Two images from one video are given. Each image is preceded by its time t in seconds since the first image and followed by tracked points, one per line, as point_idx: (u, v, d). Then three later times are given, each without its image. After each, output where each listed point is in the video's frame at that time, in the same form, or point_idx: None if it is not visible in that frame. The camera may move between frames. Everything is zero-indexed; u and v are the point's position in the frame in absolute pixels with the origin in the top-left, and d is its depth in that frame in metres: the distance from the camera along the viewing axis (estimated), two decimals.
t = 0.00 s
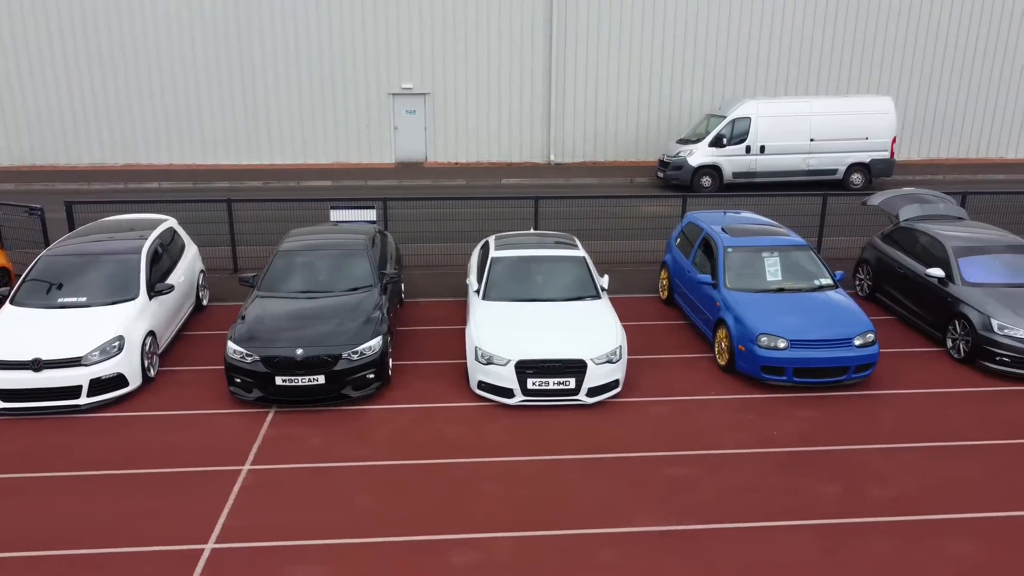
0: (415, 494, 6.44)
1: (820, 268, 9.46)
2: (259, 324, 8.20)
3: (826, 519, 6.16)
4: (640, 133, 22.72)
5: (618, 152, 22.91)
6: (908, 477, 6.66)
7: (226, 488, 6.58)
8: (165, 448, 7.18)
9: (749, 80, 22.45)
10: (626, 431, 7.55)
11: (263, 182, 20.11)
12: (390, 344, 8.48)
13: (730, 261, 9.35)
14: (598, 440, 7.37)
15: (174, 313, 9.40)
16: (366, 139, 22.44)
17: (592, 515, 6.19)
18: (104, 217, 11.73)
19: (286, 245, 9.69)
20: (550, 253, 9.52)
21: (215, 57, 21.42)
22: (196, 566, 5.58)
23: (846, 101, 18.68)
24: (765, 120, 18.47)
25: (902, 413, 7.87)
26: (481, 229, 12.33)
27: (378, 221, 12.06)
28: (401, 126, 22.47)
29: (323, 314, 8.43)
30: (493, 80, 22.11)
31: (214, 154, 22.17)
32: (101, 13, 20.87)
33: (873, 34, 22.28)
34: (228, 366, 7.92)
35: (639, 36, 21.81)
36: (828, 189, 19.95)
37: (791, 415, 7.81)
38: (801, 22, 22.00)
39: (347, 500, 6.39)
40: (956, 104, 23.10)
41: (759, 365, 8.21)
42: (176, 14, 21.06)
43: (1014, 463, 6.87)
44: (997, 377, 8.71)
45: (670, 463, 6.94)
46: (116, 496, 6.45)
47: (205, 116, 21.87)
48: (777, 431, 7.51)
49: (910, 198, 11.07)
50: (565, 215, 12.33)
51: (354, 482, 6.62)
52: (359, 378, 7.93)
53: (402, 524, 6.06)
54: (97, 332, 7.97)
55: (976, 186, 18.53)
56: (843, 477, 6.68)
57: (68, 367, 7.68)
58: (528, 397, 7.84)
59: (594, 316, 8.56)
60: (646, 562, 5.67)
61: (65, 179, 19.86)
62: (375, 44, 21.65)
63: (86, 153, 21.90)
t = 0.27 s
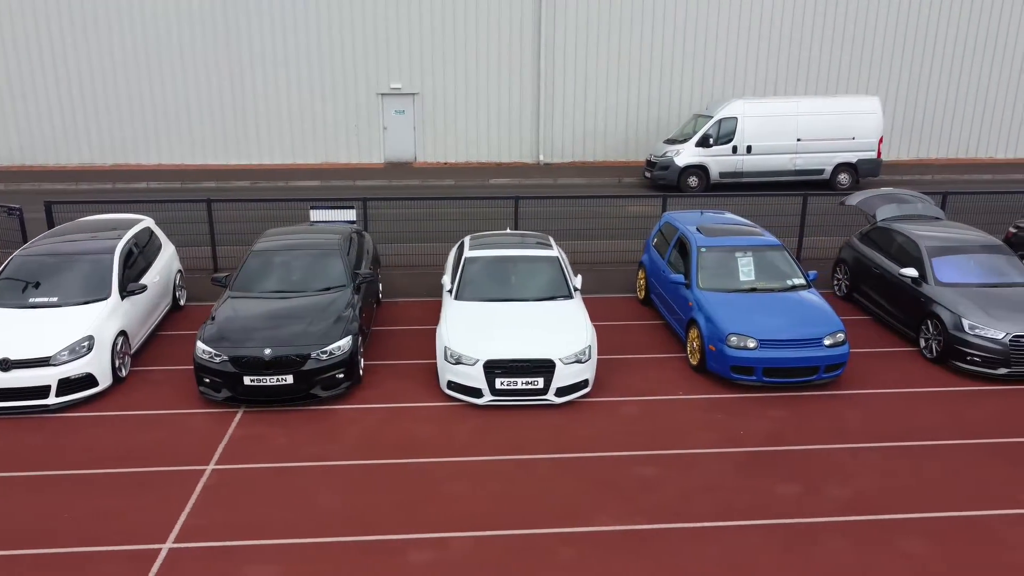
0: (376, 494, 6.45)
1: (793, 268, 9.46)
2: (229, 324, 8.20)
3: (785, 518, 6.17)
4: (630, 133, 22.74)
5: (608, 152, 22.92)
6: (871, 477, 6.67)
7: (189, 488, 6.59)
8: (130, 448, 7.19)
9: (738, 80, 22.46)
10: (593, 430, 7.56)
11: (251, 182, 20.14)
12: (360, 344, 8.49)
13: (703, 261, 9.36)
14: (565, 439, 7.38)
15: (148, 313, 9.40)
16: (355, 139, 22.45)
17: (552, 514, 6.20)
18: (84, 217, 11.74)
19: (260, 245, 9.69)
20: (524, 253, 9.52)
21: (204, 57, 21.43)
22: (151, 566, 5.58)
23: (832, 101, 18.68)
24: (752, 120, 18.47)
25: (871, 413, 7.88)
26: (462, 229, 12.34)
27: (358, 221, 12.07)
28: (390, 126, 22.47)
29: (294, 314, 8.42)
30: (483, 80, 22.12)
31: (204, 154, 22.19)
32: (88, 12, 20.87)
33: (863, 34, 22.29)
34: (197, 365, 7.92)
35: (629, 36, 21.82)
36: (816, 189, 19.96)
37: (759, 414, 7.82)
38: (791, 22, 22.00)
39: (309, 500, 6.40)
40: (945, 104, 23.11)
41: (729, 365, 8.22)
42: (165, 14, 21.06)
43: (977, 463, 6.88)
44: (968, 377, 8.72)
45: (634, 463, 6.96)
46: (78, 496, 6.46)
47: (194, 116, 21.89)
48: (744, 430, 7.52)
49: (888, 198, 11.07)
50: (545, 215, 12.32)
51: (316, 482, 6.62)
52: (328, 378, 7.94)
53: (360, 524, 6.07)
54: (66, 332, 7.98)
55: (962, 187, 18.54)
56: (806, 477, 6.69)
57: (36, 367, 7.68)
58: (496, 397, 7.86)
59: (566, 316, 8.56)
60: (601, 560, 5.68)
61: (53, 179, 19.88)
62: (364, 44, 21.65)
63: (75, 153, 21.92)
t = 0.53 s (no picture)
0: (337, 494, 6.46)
1: (767, 268, 9.46)
2: (198, 324, 8.20)
3: (744, 517, 6.18)
4: (619, 133, 22.75)
5: (597, 152, 22.93)
6: (832, 476, 6.68)
7: (151, 487, 6.59)
8: (96, 448, 7.20)
9: (727, 80, 22.48)
10: (560, 430, 7.57)
11: (238, 182, 20.16)
12: (331, 343, 8.49)
13: (676, 261, 9.36)
14: (531, 439, 7.38)
15: (121, 312, 9.40)
16: (343, 139, 22.46)
17: (512, 513, 6.20)
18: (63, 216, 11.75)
19: (234, 245, 9.68)
20: (497, 253, 9.52)
21: (192, 57, 21.45)
22: (107, 565, 5.58)
23: (818, 101, 18.68)
24: (738, 120, 18.48)
25: (839, 412, 7.89)
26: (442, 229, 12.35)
27: (338, 221, 12.07)
28: (379, 126, 22.48)
29: (264, 313, 8.42)
30: (471, 80, 22.13)
31: (193, 154, 22.21)
32: (76, 12, 20.88)
33: (851, 35, 22.31)
34: (165, 365, 7.92)
35: (618, 36, 21.84)
36: (803, 189, 19.96)
37: (726, 414, 7.82)
38: (779, 22, 22.02)
39: (270, 500, 6.40)
40: (935, 104, 23.11)
41: (698, 365, 8.22)
42: (153, 14, 21.07)
43: (941, 462, 6.88)
44: (939, 377, 8.72)
45: (598, 462, 6.96)
46: (39, 495, 6.46)
47: (183, 115, 21.92)
48: (710, 430, 7.52)
49: (866, 199, 11.10)
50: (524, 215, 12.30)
51: (278, 482, 6.63)
52: (296, 377, 7.94)
53: (319, 524, 6.07)
54: (35, 331, 7.97)
55: (949, 187, 18.55)
56: (768, 477, 6.69)
57: (4, 367, 7.68)
58: (464, 397, 7.86)
59: (536, 315, 8.57)
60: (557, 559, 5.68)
61: (41, 179, 19.90)
62: (352, 44, 21.66)
63: (63, 153, 21.93)
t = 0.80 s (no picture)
0: (301, 494, 6.48)
1: (741, 268, 9.47)
2: (169, 324, 8.20)
3: (705, 517, 6.20)
4: (609, 133, 22.77)
5: (586, 152, 22.95)
6: (796, 476, 6.70)
7: (116, 486, 6.61)
8: (64, 447, 7.21)
9: (716, 80, 22.50)
10: (528, 429, 7.59)
11: (227, 182, 20.18)
12: (303, 343, 8.51)
13: (650, 261, 9.37)
14: (500, 438, 7.40)
15: (96, 312, 9.41)
16: (332, 139, 22.47)
17: (476, 513, 6.22)
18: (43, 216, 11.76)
19: (209, 245, 9.69)
20: (472, 253, 9.53)
21: (181, 58, 21.46)
22: (66, 564, 5.60)
23: (805, 101, 18.69)
24: (726, 121, 18.49)
25: (807, 412, 7.91)
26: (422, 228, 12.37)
27: (319, 221, 12.10)
28: (368, 125, 22.49)
29: (236, 313, 8.43)
30: (460, 79, 22.14)
31: (183, 153, 22.23)
32: (65, 11, 20.88)
33: (841, 35, 22.32)
34: (136, 365, 7.93)
35: (607, 36, 21.86)
36: (791, 189, 19.98)
37: (696, 414, 7.84)
38: (768, 22, 22.04)
39: (234, 499, 6.42)
40: (924, 104, 23.13)
41: (669, 365, 8.24)
42: (142, 14, 21.07)
43: (906, 464, 6.91)
44: (911, 377, 8.74)
45: (564, 461, 6.98)
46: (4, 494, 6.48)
47: (172, 115, 21.93)
48: (678, 430, 7.54)
49: (843, 199, 11.13)
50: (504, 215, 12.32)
51: (243, 482, 6.64)
52: (267, 377, 7.96)
53: (281, 523, 6.09)
54: (6, 331, 7.98)
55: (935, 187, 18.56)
56: (732, 477, 6.72)
57: None
58: (434, 396, 7.88)
59: (508, 315, 8.58)
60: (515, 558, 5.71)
61: (29, 178, 19.91)
62: (342, 44, 21.67)
63: (52, 153, 21.95)
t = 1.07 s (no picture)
0: (270, 493, 6.51)
1: (717, 267, 9.50)
2: (144, 324, 8.23)
3: (670, 515, 6.23)
4: (599, 133, 22.81)
5: (577, 152, 22.98)
6: (763, 475, 6.73)
7: (86, 485, 6.64)
8: (36, 447, 7.24)
9: (707, 80, 22.54)
10: (500, 428, 7.62)
11: (216, 182, 20.23)
12: (279, 342, 8.53)
13: (627, 261, 9.40)
14: (471, 437, 7.42)
15: (74, 312, 9.44)
16: (323, 138, 22.51)
17: (443, 511, 6.24)
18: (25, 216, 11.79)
19: (187, 245, 9.72)
20: (449, 252, 9.55)
21: (172, 58, 21.50)
22: (31, 562, 5.63)
23: (793, 101, 18.71)
24: (714, 121, 18.52)
25: (779, 411, 7.94)
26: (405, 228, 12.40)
27: (302, 220, 12.14)
28: (359, 126, 22.52)
29: (211, 312, 8.46)
30: (451, 80, 22.17)
31: (174, 154, 22.27)
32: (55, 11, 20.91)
33: (831, 35, 22.35)
34: (111, 365, 7.95)
35: (598, 36, 21.90)
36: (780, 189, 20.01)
37: (668, 413, 7.87)
38: (759, 22, 22.07)
39: (202, 498, 6.45)
40: (914, 104, 23.16)
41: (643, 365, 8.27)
42: (132, 14, 21.09)
43: (875, 462, 6.93)
44: (886, 376, 8.77)
45: (533, 460, 7.01)
46: None
47: (163, 115, 21.97)
48: (650, 429, 7.57)
49: (823, 199, 11.16)
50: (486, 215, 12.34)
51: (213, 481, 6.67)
52: (241, 376, 7.98)
53: (247, 522, 6.12)
54: None
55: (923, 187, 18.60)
56: (699, 475, 6.74)
57: None
58: (407, 396, 7.91)
59: (483, 314, 8.61)
60: (478, 556, 5.74)
61: (19, 179, 19.95)
62: (332, 44, 21.71)
63: (43, 153, 21.98)
